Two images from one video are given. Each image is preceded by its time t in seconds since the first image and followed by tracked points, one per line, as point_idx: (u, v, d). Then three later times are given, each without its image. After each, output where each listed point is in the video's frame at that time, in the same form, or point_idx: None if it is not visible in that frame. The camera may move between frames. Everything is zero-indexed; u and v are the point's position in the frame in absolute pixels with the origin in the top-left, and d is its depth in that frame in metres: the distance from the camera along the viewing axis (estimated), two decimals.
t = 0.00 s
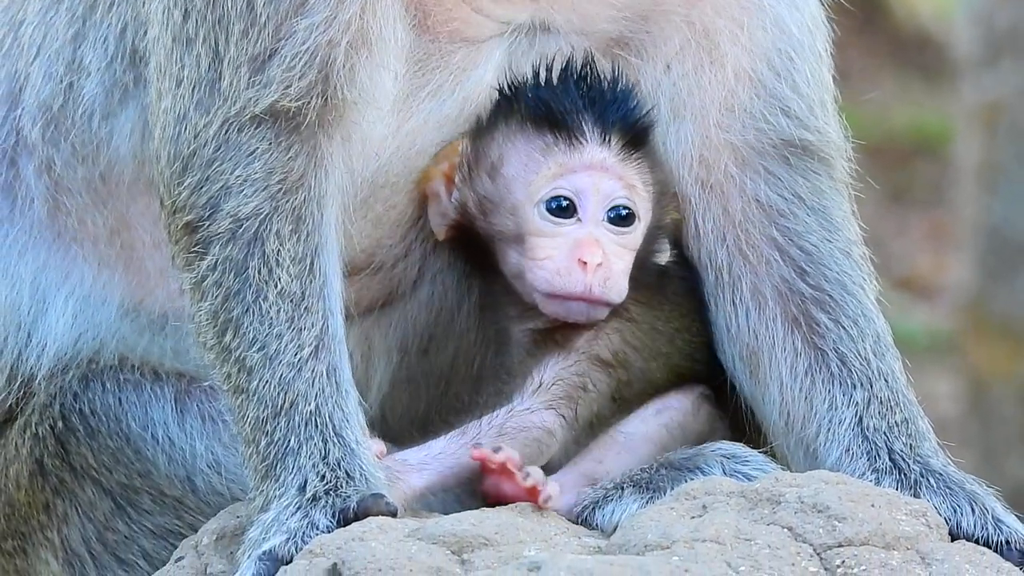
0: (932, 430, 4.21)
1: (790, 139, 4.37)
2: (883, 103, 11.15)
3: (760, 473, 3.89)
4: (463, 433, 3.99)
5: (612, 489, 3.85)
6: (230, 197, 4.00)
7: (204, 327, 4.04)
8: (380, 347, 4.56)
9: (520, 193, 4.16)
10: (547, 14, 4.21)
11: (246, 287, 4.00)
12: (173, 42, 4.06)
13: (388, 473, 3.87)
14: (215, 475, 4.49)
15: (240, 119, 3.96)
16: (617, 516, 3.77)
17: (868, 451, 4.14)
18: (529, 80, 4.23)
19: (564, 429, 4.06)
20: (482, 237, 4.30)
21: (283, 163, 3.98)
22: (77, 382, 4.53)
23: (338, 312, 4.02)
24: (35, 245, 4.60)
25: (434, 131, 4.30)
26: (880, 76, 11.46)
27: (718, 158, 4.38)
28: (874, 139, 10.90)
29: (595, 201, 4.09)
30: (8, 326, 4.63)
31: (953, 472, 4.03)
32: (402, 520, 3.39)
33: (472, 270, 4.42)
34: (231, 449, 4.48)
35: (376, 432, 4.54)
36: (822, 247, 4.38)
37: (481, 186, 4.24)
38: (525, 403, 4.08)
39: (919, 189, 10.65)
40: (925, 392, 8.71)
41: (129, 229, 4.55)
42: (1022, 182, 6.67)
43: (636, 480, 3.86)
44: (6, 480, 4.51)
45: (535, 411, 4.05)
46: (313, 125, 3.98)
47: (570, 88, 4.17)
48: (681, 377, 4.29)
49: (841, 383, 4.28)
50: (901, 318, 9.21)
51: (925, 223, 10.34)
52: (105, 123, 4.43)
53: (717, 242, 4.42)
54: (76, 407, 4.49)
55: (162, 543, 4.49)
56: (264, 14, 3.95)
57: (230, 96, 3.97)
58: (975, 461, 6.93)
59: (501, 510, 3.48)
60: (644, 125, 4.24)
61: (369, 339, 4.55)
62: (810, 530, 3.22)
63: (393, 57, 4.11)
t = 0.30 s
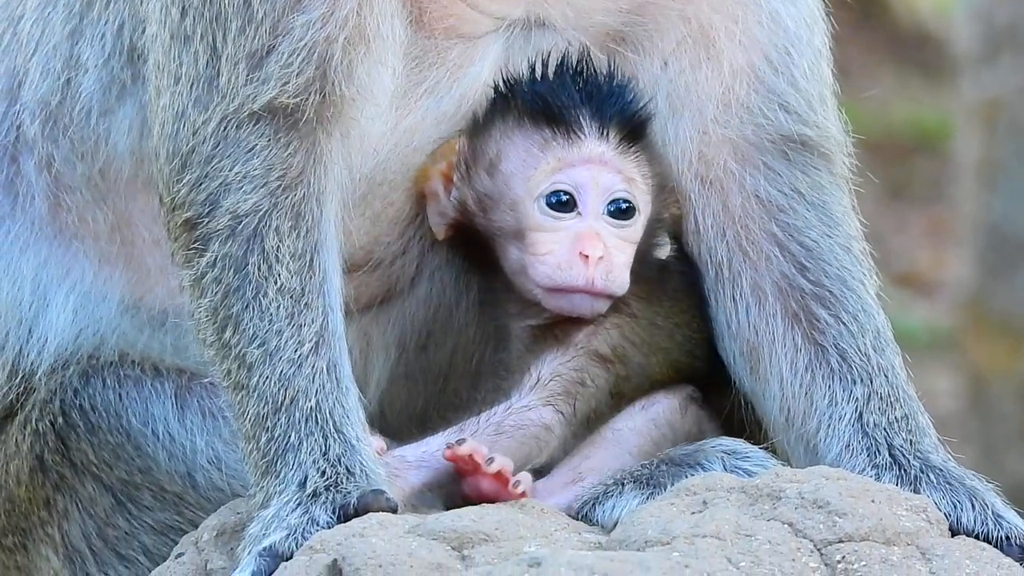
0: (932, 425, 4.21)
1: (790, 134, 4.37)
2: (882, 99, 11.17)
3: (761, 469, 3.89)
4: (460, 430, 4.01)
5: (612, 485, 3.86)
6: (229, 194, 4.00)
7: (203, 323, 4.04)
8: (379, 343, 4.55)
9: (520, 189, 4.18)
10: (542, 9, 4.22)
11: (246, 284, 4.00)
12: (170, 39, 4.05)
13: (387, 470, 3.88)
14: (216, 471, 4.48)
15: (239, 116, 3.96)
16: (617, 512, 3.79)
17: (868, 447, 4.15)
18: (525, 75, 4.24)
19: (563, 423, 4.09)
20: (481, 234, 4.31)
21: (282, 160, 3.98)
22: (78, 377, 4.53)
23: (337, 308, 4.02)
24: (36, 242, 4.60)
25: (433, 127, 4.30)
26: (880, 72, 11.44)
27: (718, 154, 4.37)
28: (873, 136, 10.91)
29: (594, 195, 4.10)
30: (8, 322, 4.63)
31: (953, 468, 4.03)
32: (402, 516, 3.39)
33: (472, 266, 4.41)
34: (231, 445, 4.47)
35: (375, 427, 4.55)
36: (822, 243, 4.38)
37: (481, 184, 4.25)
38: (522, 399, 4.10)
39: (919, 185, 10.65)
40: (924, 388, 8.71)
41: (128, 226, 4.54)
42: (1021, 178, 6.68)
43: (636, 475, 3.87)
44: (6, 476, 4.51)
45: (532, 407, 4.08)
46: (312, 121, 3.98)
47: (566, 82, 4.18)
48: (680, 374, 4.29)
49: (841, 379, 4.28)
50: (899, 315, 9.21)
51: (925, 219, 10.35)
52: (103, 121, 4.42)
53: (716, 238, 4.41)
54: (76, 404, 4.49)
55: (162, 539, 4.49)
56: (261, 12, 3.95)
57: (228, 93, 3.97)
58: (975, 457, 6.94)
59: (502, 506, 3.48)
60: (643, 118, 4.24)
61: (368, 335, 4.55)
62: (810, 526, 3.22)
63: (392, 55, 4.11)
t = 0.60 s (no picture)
0: (932, 421, 4.21)
1: (789, 130, 4.37)
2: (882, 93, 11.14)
3: (761, 465, 3.90)
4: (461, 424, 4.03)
5: (612, 480, 3.87)
6: (227, 190, 3.98)
7: (202, 319, 4.04)
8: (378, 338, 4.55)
9: (525, 189, 4.17)
10: (540, 6, 4.24)
11: (244, 281, 4.00)
12: (167, 36, 4.04)
13: (386, 464, 3.89)
14: (216, 466, 4.49)
15: (237, 113, 3.94)
16: (616, 507, 3.79)
17: (868, 443, 4.14)
18: (527, 73, 4.23)
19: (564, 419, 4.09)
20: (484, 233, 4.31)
21: (281, 156, 3.96)
22: (77, 372, 4.53)
23: (336, 303, 4.03)
24: (32, 237, 4.61)
25: (432, 122, 4.30)
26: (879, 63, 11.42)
27: (717, 149, 4.37)
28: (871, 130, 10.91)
29: (601, 196, 4.08)
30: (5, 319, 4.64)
31: (953, 464, 4.03)
32: (401, 511, 3.39)
33: (473, 261, 4.42)
34: (232, 440, 4.48)
35: (376, 423, 4.54)
36: (821, 238, 4.38)
37: (484, 184, 4.24)
38: (524, 394, 4.12)
39: (919, 177, 10.63)
40: (924, 381, 8.71)
41: (125, 222, 4.54)
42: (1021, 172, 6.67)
43: (636, 471, 3.87)
44: (6, 471, 4.52)
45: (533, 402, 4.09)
46: (310, 117, 3.97)
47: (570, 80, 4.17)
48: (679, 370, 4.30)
49: (841, 374, 4.28)
50: (897, 308, 9.21)
51: (925, 212, 10.35)
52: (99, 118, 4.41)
53: (716, 233, 4.42)
54: (76, 398, 4.49)
55: (162, 534, 4.50)
56: (259, 8, 3.95)
57: (226, 90, 3.95)
58: (974, 450, 6.93)
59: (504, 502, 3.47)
60: (645, 115, 4.22)
61: (370, 327, 4.54)
62: (810, 521, 3.22)
63: (389, 50, 4.10)
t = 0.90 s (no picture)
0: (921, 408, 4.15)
1: (779, 115, 4.31)
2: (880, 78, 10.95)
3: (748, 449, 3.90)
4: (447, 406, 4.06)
5: (598, 463, 3.90)
6: (216, 171, 3.92)
7: (190, 299, 4.00)
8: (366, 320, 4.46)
9: (521, 177, 4.26)
10: None
11: (231, 261, 3.95)
12: (160, 16, 3.95)
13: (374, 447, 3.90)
14: (201, 447, 4.58)
15: (226, 93, 3.89)
16: (601, 490, 3.80)
17: (853, 429, 4.13)
18: (524, 58, 4.32)
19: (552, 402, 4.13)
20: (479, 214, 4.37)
21: (271, 137, 3.92)
22: (64, 351, 4.59)
23: (324, 285, 3.99)
24: (18, 215, 4.60)
25: (423, 103, 4.31)
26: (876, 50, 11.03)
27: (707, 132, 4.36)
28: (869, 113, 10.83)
29: (598, 185, 4.19)
30: None
31: (940, 450, 4.01)
32: (388, 493, 3.37)
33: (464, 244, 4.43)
34: (218, 421, 4.54)
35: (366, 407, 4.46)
36: (811, 224, 4.32)
37: (481, 171, 4.34)
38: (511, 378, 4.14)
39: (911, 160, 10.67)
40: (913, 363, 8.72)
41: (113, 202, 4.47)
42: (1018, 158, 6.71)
43: (622, 454, 3.90)
44: None
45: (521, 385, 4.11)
46: (299, 99, 3.94)
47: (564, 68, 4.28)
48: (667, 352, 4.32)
49: (828, 360, 4.24)
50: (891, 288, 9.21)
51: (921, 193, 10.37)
52: (90, 100, 4.28)
53: (705, 219, 4.43)
54: (63, 377, 4.59)
55: (149, 512, 4.61)
56: None
57: (216, 70, 3.89)
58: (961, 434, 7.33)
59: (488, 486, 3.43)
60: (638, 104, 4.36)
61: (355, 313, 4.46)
62: (798, 507, 3.22)
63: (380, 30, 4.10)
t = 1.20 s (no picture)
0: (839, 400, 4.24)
1: (700, 107, 4.36)
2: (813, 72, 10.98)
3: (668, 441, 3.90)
4: (369, 394, 3.99)
5: (519, 453, 3.87)
6: (136, 158, 3.93)
7: (112, 286, 3.99)
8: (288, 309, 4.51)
9: (445, 168, 4.13)
10: None
11: (152, 248, 3.94)
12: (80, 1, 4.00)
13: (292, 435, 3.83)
14: (123, 432, 4.48)
15: (149, 80, 3.90)
16: (522, 481, 3.79)
17: (774, 421, 4.16)
18: (450, 46, 4.18)
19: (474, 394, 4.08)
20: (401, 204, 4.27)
21: (191, 125, 3.90)
22: None
23: (246, 274, 3.96)
24: None
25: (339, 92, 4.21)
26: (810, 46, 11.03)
27: (630, 122, 4.35)
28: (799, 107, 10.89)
29: (523, 176, 4.06)
30: None
31: (859, 443, 4.06)
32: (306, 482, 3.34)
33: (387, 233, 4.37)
34: (138, 406, 4.47)
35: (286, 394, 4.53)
36: (731, 214, 4.37)
37: (405, 159, 4.20)
38: (433, 367, 4.09)
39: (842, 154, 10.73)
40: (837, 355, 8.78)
41: (34, 185, 4.47)
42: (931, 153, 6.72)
43: (543, 445, 3.88)
44: None
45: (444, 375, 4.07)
46: (221, 86, 3.90)
47: (492, 57, 4.14)
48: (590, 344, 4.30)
49: (749, 352, 4.28)
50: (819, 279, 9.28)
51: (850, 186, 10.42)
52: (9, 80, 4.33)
53: (629, 209, 4.39)
54: None
55: (69, 498, 4.49)
56: None
57: (136, 58, 3.90)
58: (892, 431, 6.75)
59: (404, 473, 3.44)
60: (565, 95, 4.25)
61: (280, 299, 4.50)
62: (716, 498, 3.22)
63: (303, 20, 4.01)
